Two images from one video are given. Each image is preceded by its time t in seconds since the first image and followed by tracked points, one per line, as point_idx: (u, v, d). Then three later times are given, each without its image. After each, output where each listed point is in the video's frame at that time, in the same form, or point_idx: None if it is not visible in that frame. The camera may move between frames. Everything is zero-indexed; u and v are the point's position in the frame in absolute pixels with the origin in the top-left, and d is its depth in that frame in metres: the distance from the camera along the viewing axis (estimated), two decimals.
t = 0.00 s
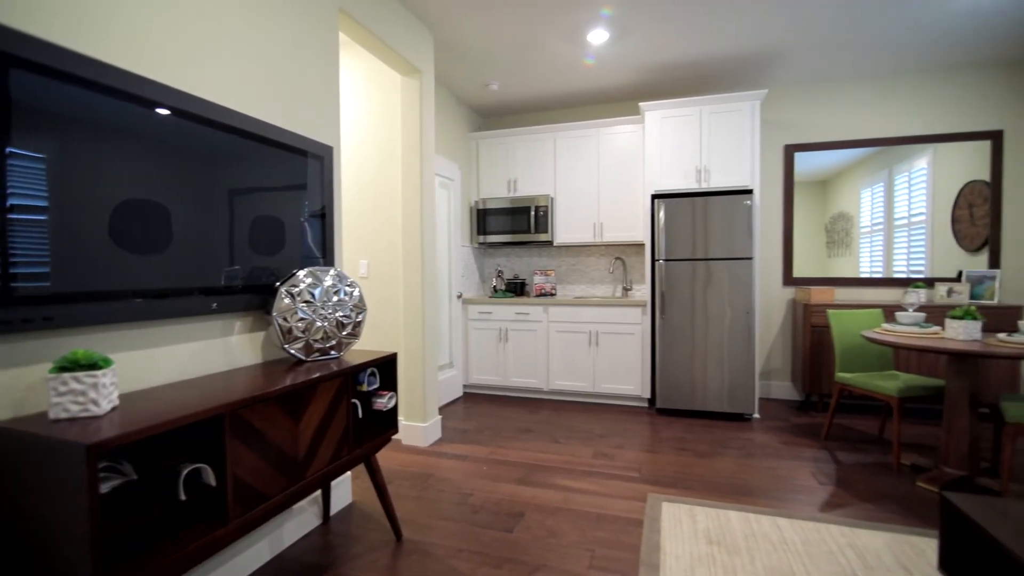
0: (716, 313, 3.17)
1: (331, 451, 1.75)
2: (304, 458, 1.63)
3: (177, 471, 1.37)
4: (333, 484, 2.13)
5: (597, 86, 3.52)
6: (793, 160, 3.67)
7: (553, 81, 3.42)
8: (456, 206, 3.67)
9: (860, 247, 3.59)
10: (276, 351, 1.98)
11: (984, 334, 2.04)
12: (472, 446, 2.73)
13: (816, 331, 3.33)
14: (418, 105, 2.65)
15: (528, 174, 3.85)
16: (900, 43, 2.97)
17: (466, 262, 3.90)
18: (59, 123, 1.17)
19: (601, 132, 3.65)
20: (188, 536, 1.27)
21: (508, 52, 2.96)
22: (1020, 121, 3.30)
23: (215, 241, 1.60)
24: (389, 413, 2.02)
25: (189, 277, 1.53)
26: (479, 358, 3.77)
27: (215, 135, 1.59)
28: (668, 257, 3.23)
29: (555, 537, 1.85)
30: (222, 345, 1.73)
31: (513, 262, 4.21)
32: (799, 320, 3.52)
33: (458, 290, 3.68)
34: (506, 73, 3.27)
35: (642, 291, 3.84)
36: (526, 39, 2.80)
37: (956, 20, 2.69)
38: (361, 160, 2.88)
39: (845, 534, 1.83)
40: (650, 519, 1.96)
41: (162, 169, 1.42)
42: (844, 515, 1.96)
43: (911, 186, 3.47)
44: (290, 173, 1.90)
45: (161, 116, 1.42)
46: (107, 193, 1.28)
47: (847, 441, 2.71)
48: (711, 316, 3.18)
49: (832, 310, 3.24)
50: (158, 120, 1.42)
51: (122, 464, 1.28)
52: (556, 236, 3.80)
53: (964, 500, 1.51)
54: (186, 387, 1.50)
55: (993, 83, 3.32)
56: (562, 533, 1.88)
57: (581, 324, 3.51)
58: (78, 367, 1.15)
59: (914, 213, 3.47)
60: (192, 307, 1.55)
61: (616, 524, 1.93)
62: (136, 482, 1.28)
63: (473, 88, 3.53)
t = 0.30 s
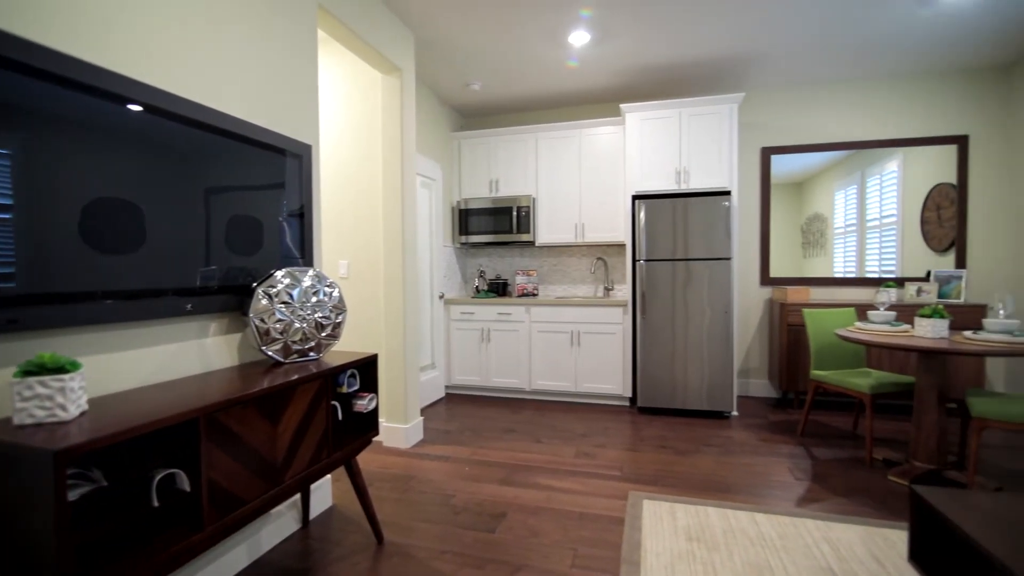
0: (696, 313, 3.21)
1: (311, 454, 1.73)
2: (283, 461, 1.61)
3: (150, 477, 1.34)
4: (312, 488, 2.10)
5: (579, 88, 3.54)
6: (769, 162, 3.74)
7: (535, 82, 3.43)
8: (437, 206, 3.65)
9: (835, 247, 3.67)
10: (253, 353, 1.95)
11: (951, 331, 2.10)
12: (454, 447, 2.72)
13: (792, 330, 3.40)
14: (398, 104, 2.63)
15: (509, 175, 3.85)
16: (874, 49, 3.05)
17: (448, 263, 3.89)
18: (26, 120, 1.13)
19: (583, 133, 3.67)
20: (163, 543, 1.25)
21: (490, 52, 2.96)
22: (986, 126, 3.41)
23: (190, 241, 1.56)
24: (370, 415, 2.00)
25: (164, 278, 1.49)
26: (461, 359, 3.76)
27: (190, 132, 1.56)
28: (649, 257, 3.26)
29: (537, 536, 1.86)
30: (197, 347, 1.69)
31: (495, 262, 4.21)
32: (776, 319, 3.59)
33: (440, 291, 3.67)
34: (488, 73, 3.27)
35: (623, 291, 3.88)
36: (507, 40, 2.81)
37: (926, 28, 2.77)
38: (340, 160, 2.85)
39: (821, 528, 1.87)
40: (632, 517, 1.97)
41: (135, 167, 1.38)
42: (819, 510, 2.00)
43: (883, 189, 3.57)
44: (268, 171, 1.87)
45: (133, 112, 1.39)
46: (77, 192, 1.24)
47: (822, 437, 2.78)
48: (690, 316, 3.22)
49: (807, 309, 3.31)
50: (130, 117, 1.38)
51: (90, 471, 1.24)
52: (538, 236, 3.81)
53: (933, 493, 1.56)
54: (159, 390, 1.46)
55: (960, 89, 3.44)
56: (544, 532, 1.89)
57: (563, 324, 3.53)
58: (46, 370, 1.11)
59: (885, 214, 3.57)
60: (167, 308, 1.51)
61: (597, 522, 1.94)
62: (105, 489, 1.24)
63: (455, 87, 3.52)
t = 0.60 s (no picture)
0: (673, 312, 3.26)
1: (285, 458, 1.69)
2: (256, 466, 1.57)
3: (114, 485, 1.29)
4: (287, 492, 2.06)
5: (557, 89, 3.56)
6: (743, 165, 3.82)
7: (514, 82, 3.44)
8: (416, 206, 3.63)
9: (807, 248, 3.77)
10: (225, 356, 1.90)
11: (915, 329, 2.18)
12: (432, 448, 2.71)
13: (765, 328, 3.47)
14: (376, 103, 2.60)
15: (488, 175, 3.85)
16: (844, 56, 3.14)
17: (427, 263, 3.86)
18: None
19: (562, 134, 3.69)
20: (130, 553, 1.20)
21: (469, 51, 2.96)
22: (949, 131, 3.55)
23: (159, 240, 1.51)
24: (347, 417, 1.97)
25: (131, 279, 1.44)
26: (440, 360, 3.74)
27: (159, 129, 1.51)
28: (627, 258, 3.30)
29: (517, 536, 1.86)
30: (166, 350, 1.64)
31: (475, 262, 4.20)
32: (750, 318, 3.66)
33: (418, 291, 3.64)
34: (467, 73, 3.26)
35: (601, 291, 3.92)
36: (485, 40, 2.81)
37: (894, 36, 2.86)
38: (315, 159, 2.80)
39: (793, 522, 1.91)
40: (610, 515, 1.99)
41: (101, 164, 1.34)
42: (791, 504, 2.05)
43: (851, 191, 3.68)
44: (241, 169, 1.83)
45: (99, 108, 1.34)
46: (38, 189, 1.19)
47: (794, 433, 2.85)
48: (667, 315, 3.27)
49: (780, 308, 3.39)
50: (96, 112, 1.33)
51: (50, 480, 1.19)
52: (518, 236, 3.82)
53: (898, 486, 1.61)
54: (125, 395, 1.41)
55: (925, 95, 3.56)
56: (522, 532, 1.89)
57: (543, 323, 3.54)
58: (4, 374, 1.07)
59: (854, 216, 3.68)
60: (134, 310, 1.46)
61: (576, 521, 1.95)
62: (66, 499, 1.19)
63: (434, 87, 3.50)
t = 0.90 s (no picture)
0: (649, 311, 3.30)
1: (257, 463, 1.65)
2: (226, 471, 1.53)
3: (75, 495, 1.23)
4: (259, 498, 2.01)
5: (534, 90, 3.58)
6: (715, 167, 3.90)
7: (490, 83, 3.44)
8: (392, 206, 3.59)
9: (777, 249, 3.86)
10: (193, 359, 1.84)
11: (878, 327, 2.25)
12: (408, 450, 2.68)
13: (737, 327, 3.55)
14: (350, 101, 2.57)
15: (465, 176, 3.84)
16: (814, 61, 3.23)
17: (403, 264, 3.83)
18: None
19: (539, 136, 3.70)
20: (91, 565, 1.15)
21: (444, 51, 2.95)
22: (910, 136, 3.68)
23: (123, 240, 1.46)
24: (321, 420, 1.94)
25: (94, 280, 1.39)
26: (417, 361, 3.71)
27: (123, 124, 1.46)
28: (603, 258, 3.33)
29: (494, 537, 1.85)
30: (130, 354, 1.59)
31: (452, 262, 4.18)
32: (722, 318, 3.74)
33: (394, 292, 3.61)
34: (444, 73, 3.25)
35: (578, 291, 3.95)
36: (462, 39, 2.80)
37: (860, 44, 2.96)
38: (287, 157, 2.75)
39: (764, 516, 1.96)
40: (587, 514, 2.00)
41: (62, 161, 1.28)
42: (763, 498, 2.10)
43: (818, 193, 3.79)
44: (209, 168, 1.78)
45: (58, 102, 1.28)
46: None
47: (765, 429, 2.91)
48: (643, 314, 3.31)
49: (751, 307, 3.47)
50: (55, 106, 1.27)
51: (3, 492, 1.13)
52: (495, 237, 3.82)
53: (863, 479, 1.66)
54: (85, 400, 1.36)
55: (889, 101, 3.69)
56: (499, 532, 1.89)
57: (520, 324, 3.55)
58: None
59: (821, 218, 3.78)
60: (97, 313, 1.41)
61: (553, 520, 1.96)
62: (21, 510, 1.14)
63: (410, 86, 3.48)
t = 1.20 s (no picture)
0: (623, 311, 3.35)
1: (225, 469, 1.60)
2: (191, 478, 1.47)
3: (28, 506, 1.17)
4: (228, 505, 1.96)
5: (509, 90, 3.58)
6: (688, 169, 3.97)
7: (465, 83, 3.43)
8: (365, 206, 3.54)
9: (746, 249, 3.96)
10: (157, 363, 1.78)
11: (842, 325, 2.33)
12: (383, 453, 2.66)
13: (709, 326, 3.62)
14: (322, 99, 2.53)
15: (440, 176, 3.82)
16: (783, 68, 3.32)
17: (377, 264, 3.79)
18: None
19: (514, 136, 3.71)
20: None
21: (418, 50, 2.93)
22: (873, 141, 3.83)
23: (82, 239, 1.40)
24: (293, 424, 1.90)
25: (51, 282, 1.32)
26: (392, 362, 3.67)
27: (82, 118, 1.40)
28: (578, 258, 3.35)
29: (470, 538, 1.85)
30: (89, 358, 1.52)
31: (427, 263, 4.15)
32: (695, 317, 3.82)
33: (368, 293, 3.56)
34: (419, 71, 3.23)
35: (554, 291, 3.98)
36: (436, 39, 2.79)
37: (827, 51, 3.05)
38: (256, 155, 2.69)
39: (734, 510, 2.00)
40: (562, 513, 2.01)
41: (15, 156, 1.22)
42: (734, 493, 2.14)
43: (786, 195, 3.90)
44: (175, 165, 1.73)
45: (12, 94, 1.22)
46: None
47: (736, 426, 2.98)
48: (618, 314, 3.35)
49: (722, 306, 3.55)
50: (8, 98, 1.21)
51: None
52: (470, 237, 3.81)
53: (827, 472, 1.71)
54: (41, 407, 1.30)
55: (853, 107, 3.83)
56: (475, 533, 1.88)
57: (496, 324, 3.55)
58: None
59: (788, 220, 3.89)
60: (53, 316, 1.35)
61: (529, 520, 1.96)
62: None
63: (384, 84, 3.44)
